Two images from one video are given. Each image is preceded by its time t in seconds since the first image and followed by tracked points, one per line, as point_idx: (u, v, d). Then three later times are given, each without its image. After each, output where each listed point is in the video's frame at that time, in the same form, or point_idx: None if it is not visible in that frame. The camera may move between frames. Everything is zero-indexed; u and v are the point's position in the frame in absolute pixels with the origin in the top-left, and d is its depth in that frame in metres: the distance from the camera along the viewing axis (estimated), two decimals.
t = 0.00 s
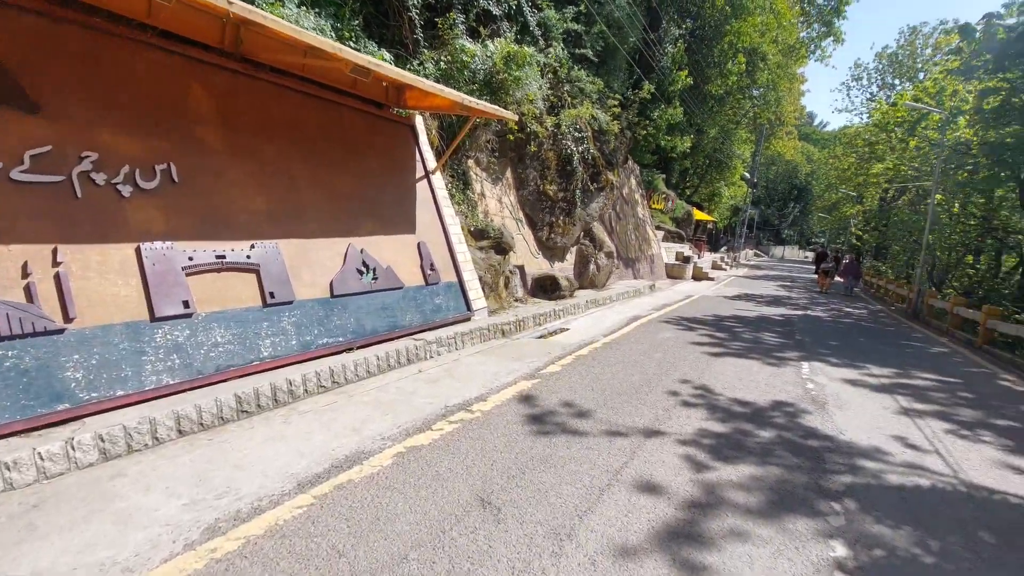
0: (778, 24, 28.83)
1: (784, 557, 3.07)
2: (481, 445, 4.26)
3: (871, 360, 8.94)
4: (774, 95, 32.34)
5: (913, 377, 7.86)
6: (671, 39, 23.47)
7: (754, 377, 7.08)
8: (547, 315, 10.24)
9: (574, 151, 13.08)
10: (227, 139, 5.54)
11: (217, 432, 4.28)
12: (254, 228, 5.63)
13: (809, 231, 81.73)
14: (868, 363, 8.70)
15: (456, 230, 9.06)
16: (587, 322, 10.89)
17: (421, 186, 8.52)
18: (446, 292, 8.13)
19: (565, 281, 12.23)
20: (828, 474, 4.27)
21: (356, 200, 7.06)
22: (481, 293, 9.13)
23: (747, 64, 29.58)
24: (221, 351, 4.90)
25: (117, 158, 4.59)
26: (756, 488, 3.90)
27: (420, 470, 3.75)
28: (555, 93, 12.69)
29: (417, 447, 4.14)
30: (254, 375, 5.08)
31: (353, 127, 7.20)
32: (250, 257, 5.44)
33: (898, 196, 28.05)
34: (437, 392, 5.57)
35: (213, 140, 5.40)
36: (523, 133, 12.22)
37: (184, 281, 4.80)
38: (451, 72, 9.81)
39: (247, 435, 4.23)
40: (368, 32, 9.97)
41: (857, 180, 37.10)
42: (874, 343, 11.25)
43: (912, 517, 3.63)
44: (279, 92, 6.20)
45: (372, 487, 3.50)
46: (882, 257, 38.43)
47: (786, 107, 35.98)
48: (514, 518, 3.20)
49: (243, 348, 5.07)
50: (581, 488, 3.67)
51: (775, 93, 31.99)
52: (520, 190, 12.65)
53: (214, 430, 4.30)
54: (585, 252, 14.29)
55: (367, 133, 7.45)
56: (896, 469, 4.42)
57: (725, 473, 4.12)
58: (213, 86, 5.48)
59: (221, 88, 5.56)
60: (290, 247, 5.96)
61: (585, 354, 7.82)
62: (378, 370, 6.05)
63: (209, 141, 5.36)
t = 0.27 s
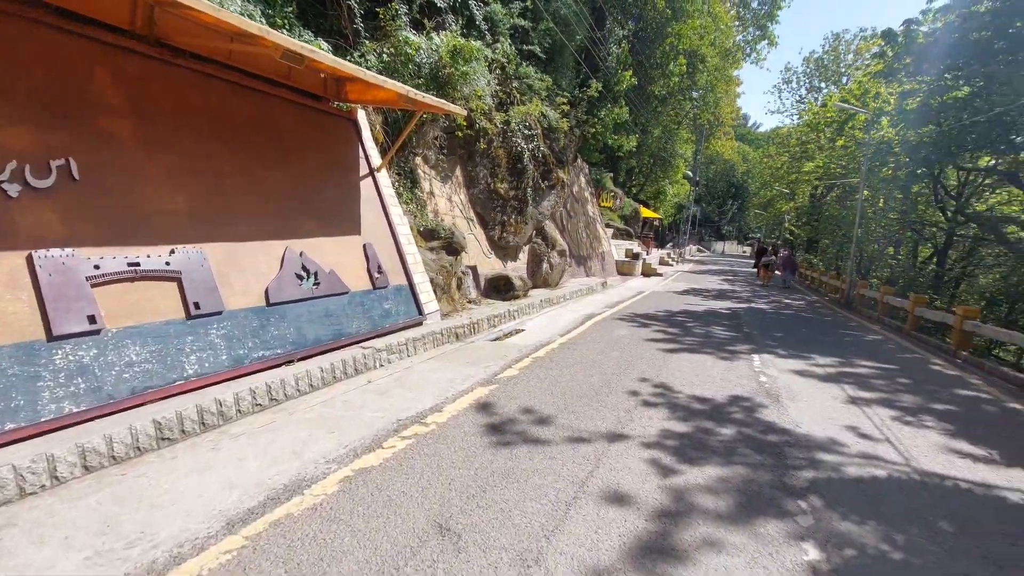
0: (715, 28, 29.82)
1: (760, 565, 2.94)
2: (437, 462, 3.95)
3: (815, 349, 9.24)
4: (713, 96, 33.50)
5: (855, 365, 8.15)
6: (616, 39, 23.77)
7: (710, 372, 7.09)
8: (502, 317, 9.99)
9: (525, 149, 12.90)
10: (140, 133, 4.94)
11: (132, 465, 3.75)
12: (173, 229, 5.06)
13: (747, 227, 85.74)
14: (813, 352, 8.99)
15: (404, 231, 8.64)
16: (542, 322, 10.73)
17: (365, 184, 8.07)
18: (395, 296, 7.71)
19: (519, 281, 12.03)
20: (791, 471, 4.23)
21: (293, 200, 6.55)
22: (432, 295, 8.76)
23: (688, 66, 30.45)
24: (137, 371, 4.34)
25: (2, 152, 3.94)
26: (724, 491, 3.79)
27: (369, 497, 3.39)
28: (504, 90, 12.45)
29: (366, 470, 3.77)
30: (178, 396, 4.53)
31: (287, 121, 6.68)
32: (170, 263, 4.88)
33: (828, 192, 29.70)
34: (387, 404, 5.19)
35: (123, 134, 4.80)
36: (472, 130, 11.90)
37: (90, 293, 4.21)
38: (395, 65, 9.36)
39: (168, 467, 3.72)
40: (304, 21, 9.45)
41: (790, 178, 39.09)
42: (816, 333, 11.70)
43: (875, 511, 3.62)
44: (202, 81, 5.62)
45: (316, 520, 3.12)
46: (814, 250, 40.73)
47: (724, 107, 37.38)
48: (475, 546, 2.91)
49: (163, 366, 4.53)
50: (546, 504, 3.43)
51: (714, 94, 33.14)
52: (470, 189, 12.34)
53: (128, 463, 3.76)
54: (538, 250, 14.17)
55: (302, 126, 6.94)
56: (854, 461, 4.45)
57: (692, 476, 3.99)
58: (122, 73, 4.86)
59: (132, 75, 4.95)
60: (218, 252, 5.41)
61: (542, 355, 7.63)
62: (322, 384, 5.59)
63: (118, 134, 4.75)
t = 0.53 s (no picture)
0: (662, 30, 30.45)
1: None
2: (385, 487, 3.59)
3: (764, 344, 9.44)
4: (659, 97, 34.25)
5: (803, 360, 8.35)
6: (565, 37, 23.78)
7: (667, 373, 7.03)
8: (456, 319, 9.65)
9: (477, 145, 12.57)
10: (37, 121, 4.30)
11: (22, 510, 3.19)
12: (82, 231, 4.47)
13: (692, 224, 88.76)
14: (762, 348, 9.16)
15: (349, 231, 8.14)
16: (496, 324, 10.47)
17: (304, 180, 7.53)
18: (340, 301, 7.22)
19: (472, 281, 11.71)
20: (754, 475, 4.15)
21: (223, 198, 5.98)
22: (381, 298, 8.31)
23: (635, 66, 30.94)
24: (30, 398, 3.74)
25: None
26: (691, 502, 3.64)
27: (308, 535, 3.01)
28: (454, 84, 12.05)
29: (305, 501, 3.37)
30: (83, 424, 3.95)
31: (215, 112, 6.10)
32: (72, 271, 4.25)
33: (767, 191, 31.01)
34: (331, 421, 4.77)
35: (14, 121, 4.15)
36: (422, 125, 11.45)
37: None
38: (337, 55, 8.81)
39: (67, 511, 3.19)
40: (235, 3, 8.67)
41: (732, 177, 40.63)
42: (763, 328, 12.02)
43: (839, 516, 3.56)
44: (113, 64, 4.98)
45: (244, 568, 2.72)
46: (754, 246, 42.56)
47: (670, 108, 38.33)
48: None
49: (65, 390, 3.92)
50: (507, 529, 3.15)
51: (660, 95, 33.87)
52: (420, 186, 11.89)
53: (17, 507, 3.20)
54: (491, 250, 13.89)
55: (233, 115, 6.38)
56: (813, 461, 4.43)
57: (657, 488, 3.82)
58: (13, 50, 4.20)
59: (26, 54, 4.29)
60: (132, 256, 4.82)
61: (498, 359, 7.36)
62: (256, 401, 5.10)
63: (8, 122, 4.10)
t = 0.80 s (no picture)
0: (636, 29, 30.50)
1: None
2: (344, 510, 3.24)
3: (742, 343, 9.34)
4: (634, 96, 34.36)
5: (781, 360, 8.25)
6: (540, 34, 23.53)
7: (647, 374, 6.82)
8: (428, 319, 9.28)
9: (450, 140, 12.21)
10: None
11: None
12: (3, 227, 3.95)
13: (665, 224, 89.87)
14: (740, 347, 9.05)
15: (313, 227, 7.68)
16: (471, 324, 10.13)
17: (263, 172, 7.07)
18: (302, 301, 6.77)
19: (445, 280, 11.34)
20: (742, 484, 3.93)
21: (172, 191, 5.51)
22: (349, 298, 7.89)
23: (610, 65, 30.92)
24: None
25: None
26: (679, 517, 3.39)
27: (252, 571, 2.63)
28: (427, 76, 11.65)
29: (251, 531, 2.98)
30: None
31: (163, 97, 5.62)
32: None
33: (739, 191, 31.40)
34: (288, 435, 4.37)
35: None
36: (392, 118, 11.02)
37: None
38: (301, 41, 8.33)
39: None
40: None
41: (705, 177, 41.11)
42: (739, 326, 11.97)
43: (833, 529, 3.36)
44: (45, 40, 4.49)
45: None
46: (726, 245, 43.15)
47: (644, 108, 38.54)
48: None
49: None
50: (480, 557, 2.83)
51: (635, 95, 33.96)
52: (391, 182, 11.46)
53: None
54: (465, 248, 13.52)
55: (183, 101, 5.89)
56: (800, 468, 4.24)
57: (642, 502, 3.55)
58: None
59: None
60: (64, 253, 4.33)
61: (472, 362, 7.04)
62: (203, 413, 4.67)
63: None
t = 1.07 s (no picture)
0: (632, 26, 30.18)
1: None
2: (319, 544, 2.90)
3: (744, 346, 9.04)
4: (629, 94, 34.06)
5: (786, 363, 7.96)
6: (535, 30, 23.16)
7: (648, 381, 6.50)
8: (420, 322, 8.95)
9: (443, 137, 11.87)
10: None
11: None
12: None
13: (661, 222, 89.76)
14: (742, 350, 8.75)
15: (297, 227, 7.32)
16: (464, 327, 9.79)
17: (243, 169, 6.70)
18: (285, 306, 6.42)
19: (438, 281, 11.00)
20: (756, 507, 3.62)
21: (143, 190, 5.17)
22: (335, 301, 7.54)
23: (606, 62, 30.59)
24: None
25: None
26: (691, 547, 3.07)
27: None
28: (418, 70, 11.29)
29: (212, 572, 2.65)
30: None
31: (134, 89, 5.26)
32: None
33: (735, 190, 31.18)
34: (262, 454, 4.02)
35: None
36: (381, 114, 10.68)
37: None
38: (285, 33, 7.91)
39: None
40: None
41: (700, 176, 40.91)
42: (740, 327, 11.68)
43: (860, 560, 3.05)
44: None
45: None
46: (722, 244, 42.97)
47: (639, 106, 38.26)
48: None
49: None
50: None
51: (630, 92, 33.67)
52: (382, 180, 11.10)
53: None
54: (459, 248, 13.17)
55: (156, 94, 5.54)
56: (817, 487, 3.93)
57: (650, 530, 3.23)
58: None
59: None
60: (17, 256, 3.96)
61: (464, 368, 6.71)
62: (171, 429, 4.33)
63: None
